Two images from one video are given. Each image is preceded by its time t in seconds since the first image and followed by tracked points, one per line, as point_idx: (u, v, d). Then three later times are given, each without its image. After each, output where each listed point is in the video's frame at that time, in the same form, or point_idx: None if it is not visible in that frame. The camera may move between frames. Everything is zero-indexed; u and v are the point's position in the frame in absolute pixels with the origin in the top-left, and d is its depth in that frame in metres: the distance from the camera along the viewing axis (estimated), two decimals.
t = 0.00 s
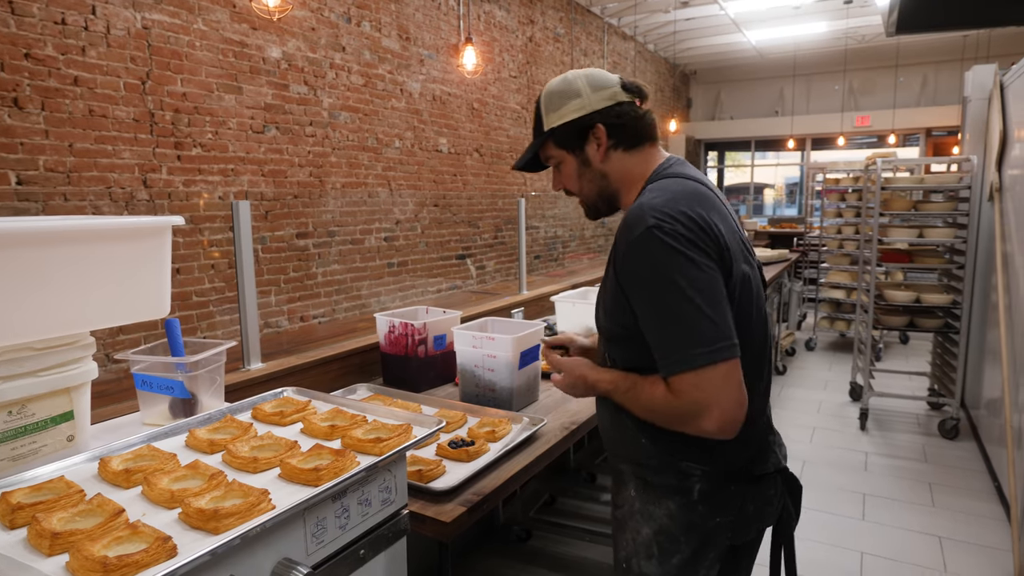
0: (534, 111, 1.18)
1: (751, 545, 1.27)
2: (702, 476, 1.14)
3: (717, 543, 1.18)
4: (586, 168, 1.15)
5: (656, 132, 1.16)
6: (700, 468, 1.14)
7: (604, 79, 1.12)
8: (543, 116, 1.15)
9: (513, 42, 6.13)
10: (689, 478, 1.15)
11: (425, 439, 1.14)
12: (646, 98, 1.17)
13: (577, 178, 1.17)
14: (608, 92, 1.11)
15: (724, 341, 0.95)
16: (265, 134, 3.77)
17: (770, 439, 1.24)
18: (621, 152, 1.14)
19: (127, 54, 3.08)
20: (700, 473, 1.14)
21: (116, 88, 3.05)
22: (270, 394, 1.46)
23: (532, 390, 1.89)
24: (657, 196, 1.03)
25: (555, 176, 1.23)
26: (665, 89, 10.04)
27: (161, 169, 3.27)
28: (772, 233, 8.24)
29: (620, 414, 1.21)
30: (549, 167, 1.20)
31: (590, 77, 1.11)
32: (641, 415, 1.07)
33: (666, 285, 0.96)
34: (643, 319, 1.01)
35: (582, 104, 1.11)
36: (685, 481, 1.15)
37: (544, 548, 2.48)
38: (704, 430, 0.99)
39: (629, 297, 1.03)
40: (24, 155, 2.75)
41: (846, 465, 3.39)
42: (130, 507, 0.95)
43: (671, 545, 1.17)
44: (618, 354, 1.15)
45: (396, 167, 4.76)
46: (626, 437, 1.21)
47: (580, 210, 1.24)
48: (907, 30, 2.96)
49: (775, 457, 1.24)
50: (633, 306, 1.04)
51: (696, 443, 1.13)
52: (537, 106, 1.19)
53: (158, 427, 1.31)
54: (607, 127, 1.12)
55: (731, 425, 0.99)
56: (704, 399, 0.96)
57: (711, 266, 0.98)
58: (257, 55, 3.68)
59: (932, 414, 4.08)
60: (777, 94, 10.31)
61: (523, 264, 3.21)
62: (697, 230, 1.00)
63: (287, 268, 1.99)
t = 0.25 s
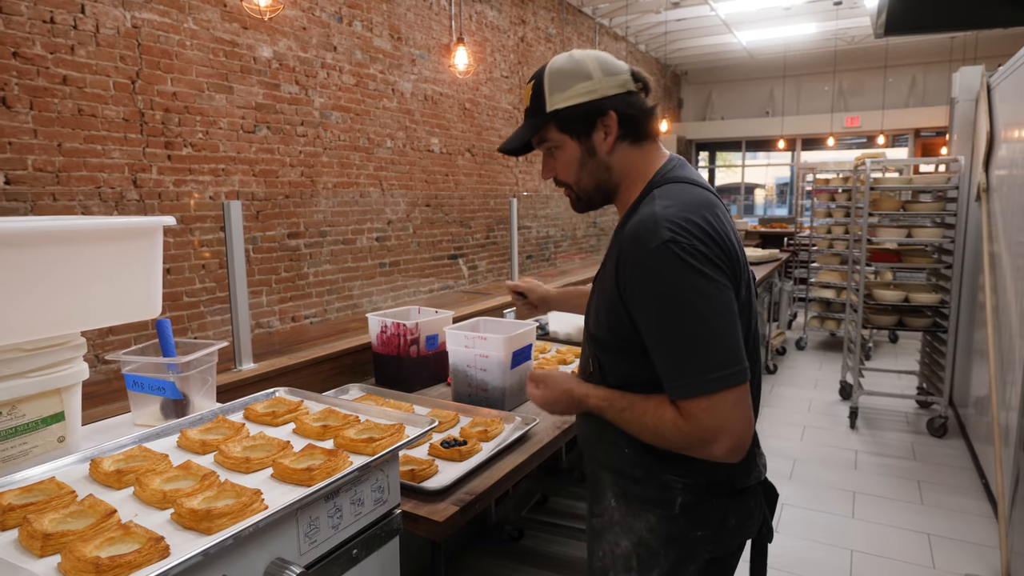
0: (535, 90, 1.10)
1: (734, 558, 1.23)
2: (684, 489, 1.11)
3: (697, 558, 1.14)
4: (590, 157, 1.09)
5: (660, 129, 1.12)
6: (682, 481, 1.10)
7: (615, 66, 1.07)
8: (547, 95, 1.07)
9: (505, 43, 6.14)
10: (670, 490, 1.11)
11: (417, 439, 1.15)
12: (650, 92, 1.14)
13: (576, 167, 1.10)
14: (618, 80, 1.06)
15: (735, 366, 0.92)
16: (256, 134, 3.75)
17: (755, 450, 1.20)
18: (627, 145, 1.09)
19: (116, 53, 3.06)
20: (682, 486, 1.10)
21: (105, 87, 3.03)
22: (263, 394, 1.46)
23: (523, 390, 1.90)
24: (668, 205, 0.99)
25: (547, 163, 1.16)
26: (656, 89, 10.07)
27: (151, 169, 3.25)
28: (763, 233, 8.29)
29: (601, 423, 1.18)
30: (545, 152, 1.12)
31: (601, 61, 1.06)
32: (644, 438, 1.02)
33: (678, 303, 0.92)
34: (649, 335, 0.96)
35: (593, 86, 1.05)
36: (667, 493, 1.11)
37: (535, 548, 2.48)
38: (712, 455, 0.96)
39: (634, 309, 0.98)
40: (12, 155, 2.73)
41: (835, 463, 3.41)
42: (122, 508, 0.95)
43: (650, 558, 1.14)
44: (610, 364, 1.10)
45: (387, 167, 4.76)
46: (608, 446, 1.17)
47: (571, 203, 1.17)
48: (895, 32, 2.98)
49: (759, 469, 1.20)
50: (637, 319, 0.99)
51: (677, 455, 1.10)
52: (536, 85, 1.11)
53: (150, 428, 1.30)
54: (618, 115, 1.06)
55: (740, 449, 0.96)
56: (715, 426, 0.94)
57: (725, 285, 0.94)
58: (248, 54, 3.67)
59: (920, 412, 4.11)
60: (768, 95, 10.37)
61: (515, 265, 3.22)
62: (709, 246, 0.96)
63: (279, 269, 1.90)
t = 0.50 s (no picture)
0: (555, 67, 1.01)
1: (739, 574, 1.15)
2: (694, 505, 1.02)
3: None
4: (610, 145, 1.00)
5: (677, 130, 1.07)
6: (692, 498, 1.02)
7: (642, 56, 1.01)
8: (570, 73, 0.99)
9: (501, 43, 6.14)
10: (679, 508, 1.02)
11: (417, 440, 1.15)
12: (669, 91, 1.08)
13: (593, 154, 1.01)
14: (644, 70, 1.01)
15: (790, 373, 0.86)
16: (252, 134, 3.75)
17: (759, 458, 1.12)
18: (648, 139, 1.02)
19: (112, 54, 3.05)
20: (691, 503, 1.02)
21: (101, 87, 3.02)
22: (261, 395, 1.46)
23: (521, 391, 1.90)
24: (705, 202, 0.93)
25: (554, 150, 1.06)
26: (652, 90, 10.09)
27: (147, 170, 3.24)
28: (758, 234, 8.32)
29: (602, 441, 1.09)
30: (558, 135, 1.02)
31: (628, 47, 1.00)
32: (684, 457, 0.92)
33: (729, 303, 0.84)
34: (691, 341, 0.88)
35: (621, 70, 0.98)
36: (676, 512, 1.02)
37: (533, 548, 2.49)
38: (772, 468, 0.88)
39: (670, 313, 0.90)
40: (8, 155, 2.72)
41: (831, 464, 3.42)
42: (121, 510, 0.95)
43: None
44: (625, 375, 1.01)
45: (384, 167, 4.76)
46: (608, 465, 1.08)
47: (576, 197, 1.07)
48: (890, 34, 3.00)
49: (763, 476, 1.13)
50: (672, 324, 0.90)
51: (686, 471, 1.02)
52: (553, 62, 1.03)
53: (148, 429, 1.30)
54: (645, 105, 0.99)
55: (797, 460, 0.88)
56: (777, 432, 0.85)
57: (771, 288, 0.88)
58: (244, 54, 3.66)
59: (915, 413, 4.13)
60: (763, 96, 10.40)
61: (512, 265, 3.22)
62: (754, 246, 0.90)
63: (274, 269, 1.97)
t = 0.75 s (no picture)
0: (562, 50, 0.90)
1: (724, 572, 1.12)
2: (708, 508, 0.96)
3: None
4: (620, 140, 0.89)
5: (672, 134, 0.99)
6: (707, 501, 0.95)
7: (647, 54, 0.94)
8: (581, 58, 0.88)
9: (501, 45, 6.15)
10: (695, 514, 0.95)
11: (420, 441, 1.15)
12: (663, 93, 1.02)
13: (602, 148, 0.89)
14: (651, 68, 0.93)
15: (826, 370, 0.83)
16: (252, 135, 3.75)
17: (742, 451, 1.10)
18: (652, 139, 0.94)
19: (112, 55, 3.05)
20: (706, 506, 0.95)
21: (101, 88, 3.02)
22: (264, 396, 1.46)
23: (522, 392, 1.90)
24: (725, 200, 0.88)
25: (552, 142, 0.93)
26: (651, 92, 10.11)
27: (146, 171, 3.24)
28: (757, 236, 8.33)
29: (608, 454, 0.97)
30: (562, 124, 0.90)
31: (637, 43, 0.92)
32: (728, 462, 0.84)
33: (776, 304, 0.79)
34: (732, 345, 0.81)
35: (634, 63, 0.89)
36: (692, 518, 0.95)
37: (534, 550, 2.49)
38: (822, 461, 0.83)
39: (707, 317, 0.83)
40: (8, 155, 2.72)
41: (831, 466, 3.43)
42: (125, 510, 0.95)
43: None
44: (642, 388, 0.91)
45: (383, 168, 4.76)
46: (617, 478, 0.97)
47: (570, 196, 0.94)
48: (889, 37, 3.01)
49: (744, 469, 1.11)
50: (708, 328, 0.83)
51: (703, 474, 0.95)
52: (557, 46, 0.91)
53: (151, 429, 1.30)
54: (656, 102, 0.91)
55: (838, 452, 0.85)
56: (830, 425, 0.81)
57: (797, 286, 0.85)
58: (244, 55, 3.67)
59: (914, 414, 4.13)
60: (761, 98, 10.42)
61: (512, 267, 3.22)
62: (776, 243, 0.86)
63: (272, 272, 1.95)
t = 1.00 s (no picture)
0: (503, 53, 0.84)
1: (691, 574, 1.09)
2: (684, 514, 0.93)
3: None
4: (558, 150, 0.83)
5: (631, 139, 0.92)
6: (684, 507, 0.92)
7: (603, 58, 0.85)
8: (519, 63, 0.82)
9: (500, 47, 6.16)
10: (671, 522, 0.92)
11: (422, 442, 1.15)
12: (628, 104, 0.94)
13: (539, 157, 0.83)
14: (603, 74, 0.85)
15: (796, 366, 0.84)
16: (252, 137, 3.75)
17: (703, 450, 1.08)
18: (599, 148, 0.87)
19: (113, 56, 3.06)
20: (682, 513, 0.92)
21: (102, 89, 3.03)
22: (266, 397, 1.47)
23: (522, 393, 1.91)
24: (692, 200, 0.86)
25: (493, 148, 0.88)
26: (650, 94, 10.13)
27: (147, 172, 3.25)
28: (756, 237, 8.35)
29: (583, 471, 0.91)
30: (498, 131, 0.85)
31: (589, 45, 0.84)
32: (709, 468, 0.83)
33: (759, 305, 0.78)
34: (721, 350, 0.79)
35: (576, 70, 0.81)
36: (670, 526, 0.92)
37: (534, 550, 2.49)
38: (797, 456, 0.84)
39: (693, 323, 0.79)
40: (9, 157, 2.73)
41: (829, 467, 3.43)
42: (131, 510, 0.96)
43: None
44: (621, 401, 0.86)
45: (383, 170, 4.77)
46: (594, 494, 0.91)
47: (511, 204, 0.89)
48: (887, 39, 3.02)
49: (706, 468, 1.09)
50: (693, 335, 0.80)
51: (683, 481, 0.91)
52: (503, 46, 0.86)
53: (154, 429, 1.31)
54: (598, 111, 0.84)
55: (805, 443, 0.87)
56: (805, 421, 0.81)
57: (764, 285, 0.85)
58: (244, 57, 3.67)
59: (913, 415, 4.15)
60: (760, 100, 10.44)
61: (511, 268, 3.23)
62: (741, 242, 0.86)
63: (272, 271, 2.07)
